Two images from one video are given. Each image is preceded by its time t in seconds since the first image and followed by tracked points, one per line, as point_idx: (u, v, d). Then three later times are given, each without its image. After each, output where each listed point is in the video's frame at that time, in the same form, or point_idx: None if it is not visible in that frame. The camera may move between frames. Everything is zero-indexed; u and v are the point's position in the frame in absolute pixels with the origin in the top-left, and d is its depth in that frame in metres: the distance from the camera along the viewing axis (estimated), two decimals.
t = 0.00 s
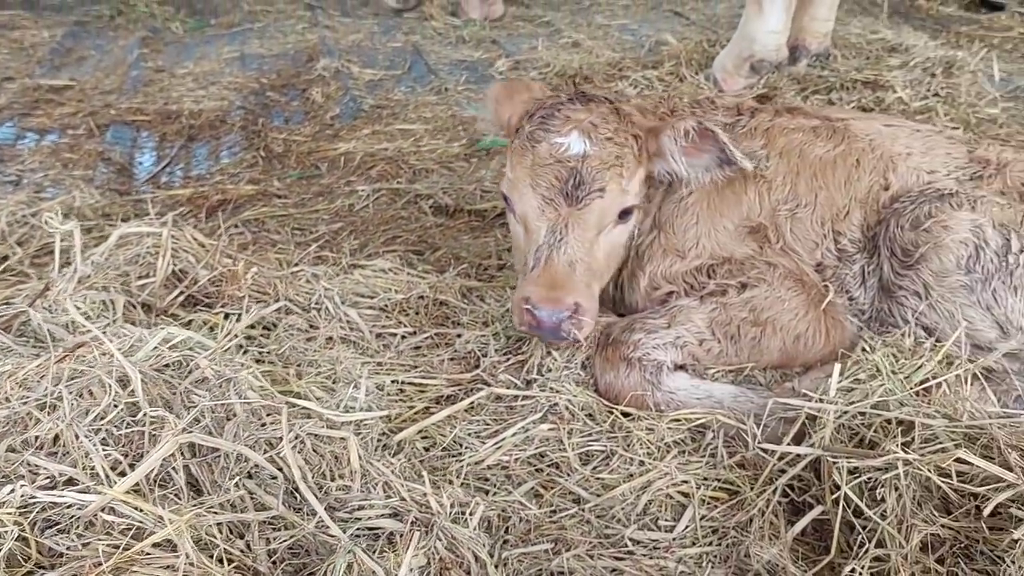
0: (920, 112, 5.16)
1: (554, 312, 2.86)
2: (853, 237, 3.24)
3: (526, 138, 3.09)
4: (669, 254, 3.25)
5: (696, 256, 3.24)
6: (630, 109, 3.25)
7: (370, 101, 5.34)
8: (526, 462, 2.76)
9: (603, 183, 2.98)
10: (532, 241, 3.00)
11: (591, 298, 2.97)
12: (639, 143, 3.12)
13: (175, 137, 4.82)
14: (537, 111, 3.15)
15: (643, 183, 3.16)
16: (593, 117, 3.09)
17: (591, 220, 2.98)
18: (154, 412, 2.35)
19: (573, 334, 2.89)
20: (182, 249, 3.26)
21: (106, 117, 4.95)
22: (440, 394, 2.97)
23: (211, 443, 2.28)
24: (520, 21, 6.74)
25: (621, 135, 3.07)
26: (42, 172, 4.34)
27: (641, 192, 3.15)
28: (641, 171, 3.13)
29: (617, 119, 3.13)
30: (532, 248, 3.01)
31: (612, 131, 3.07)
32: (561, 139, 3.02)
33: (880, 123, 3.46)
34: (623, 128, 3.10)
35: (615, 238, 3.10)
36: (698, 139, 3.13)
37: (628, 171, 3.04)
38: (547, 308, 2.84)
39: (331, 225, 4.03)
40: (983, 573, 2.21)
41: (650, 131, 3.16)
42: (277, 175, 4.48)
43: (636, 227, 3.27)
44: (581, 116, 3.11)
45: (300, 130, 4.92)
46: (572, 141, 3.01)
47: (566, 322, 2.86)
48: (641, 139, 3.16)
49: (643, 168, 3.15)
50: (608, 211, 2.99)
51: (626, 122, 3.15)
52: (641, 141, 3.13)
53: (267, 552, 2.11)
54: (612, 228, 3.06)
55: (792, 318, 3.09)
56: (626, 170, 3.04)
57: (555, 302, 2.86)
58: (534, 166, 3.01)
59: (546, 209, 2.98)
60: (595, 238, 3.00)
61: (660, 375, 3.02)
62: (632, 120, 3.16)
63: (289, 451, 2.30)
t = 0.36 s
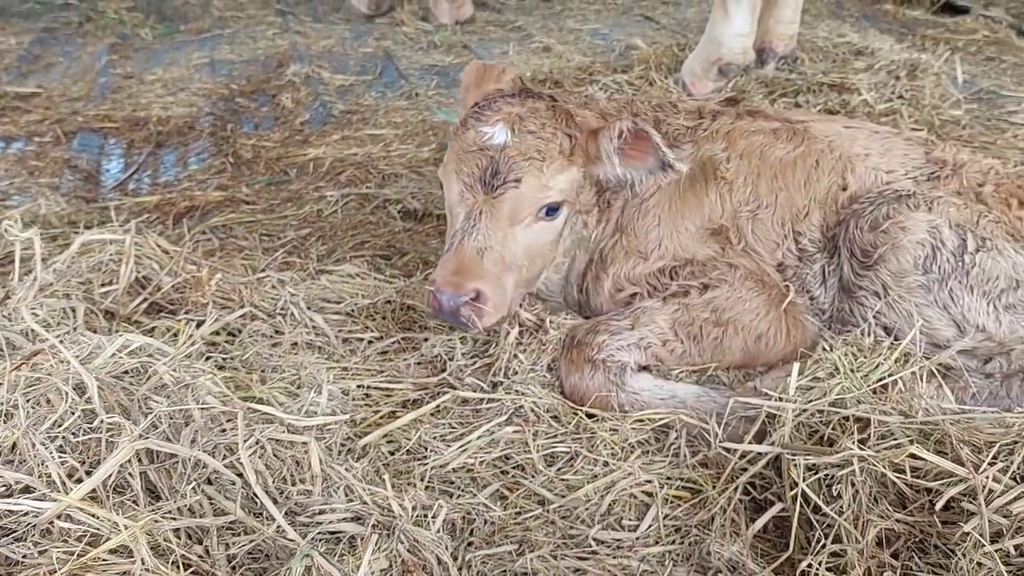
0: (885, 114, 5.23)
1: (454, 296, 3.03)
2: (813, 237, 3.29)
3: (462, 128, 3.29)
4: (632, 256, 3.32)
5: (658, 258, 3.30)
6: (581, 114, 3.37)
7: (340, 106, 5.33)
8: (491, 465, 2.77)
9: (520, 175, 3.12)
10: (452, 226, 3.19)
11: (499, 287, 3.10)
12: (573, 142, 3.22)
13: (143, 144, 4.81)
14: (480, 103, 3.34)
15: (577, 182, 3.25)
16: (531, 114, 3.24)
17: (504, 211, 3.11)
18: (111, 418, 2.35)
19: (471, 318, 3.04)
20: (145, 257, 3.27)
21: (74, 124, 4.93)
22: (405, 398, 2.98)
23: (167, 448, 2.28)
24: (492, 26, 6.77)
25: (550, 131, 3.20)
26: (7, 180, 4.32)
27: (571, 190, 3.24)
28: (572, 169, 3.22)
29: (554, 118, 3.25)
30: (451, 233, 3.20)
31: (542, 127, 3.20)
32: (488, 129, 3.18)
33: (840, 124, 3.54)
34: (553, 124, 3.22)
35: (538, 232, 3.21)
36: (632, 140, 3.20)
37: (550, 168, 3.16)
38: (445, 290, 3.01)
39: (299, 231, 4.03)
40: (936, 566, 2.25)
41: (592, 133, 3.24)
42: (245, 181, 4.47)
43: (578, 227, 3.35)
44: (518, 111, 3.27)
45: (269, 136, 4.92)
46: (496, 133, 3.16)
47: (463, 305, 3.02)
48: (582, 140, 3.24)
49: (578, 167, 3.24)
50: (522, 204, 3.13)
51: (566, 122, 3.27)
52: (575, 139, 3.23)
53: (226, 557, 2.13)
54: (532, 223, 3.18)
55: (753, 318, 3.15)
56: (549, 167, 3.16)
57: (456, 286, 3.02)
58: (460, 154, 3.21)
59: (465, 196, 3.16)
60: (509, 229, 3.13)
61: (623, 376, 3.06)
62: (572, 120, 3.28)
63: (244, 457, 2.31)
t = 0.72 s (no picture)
0: (852, 118, 5.31)
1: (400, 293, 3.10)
2: (776, 240, 3.34)
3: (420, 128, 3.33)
4: (600, 259, 3.36)
5: (626, 261, 3.34)
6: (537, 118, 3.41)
7: (314, 111, 5.34)
8: (459, 466, 2.78)
9: (471, 179, 3.16)
10: (403, 226, 3.25)
11: (446, 287, 3.19)
12: (526, 147, 3.28)
13: (115, 149, 4.80)
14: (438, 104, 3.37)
15: (528, 187, 3.33)
16: (485, 118, 3.27)
17: (454, 213, 3.17)
18: (72, 425, 2.37)
19: (416, 315, 3.11)
20: (113, 263, 3.28)
21: (45, 129, 4.91)
22: (374, 400, 2.99)
23: (128, 453, 2.29)
24: (466, 31, 6.81)
25: (503, 135, 3.24)
26: None
27: (522, 195, 3.32)
28: (524, 175, 3.29)
29: (508, 122, 3.29)
30: (403, 232, 3.26)
31: (496, 131, 3.24)
32: (441, 131, 3.21)
33: (804, 130, 3.61)
34: (506, 130, 3.25)
35: (488, 235, 3.29)
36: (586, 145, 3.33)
37: (502, 173, 3.21)
38: (391, 288, 3.08)
39: (271, 235, 4.03)
40: (893, 562, 2.29)
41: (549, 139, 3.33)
42: (217, 186, 4.47)
43: (529, 231, 3.43)
44: (473, 114, 3.30)
45: (242, 141, 4.92)
46: (448, 136, 3.19)
47: (407, 302, 3.09)
48: (537, 146, 3.31)
49: (531, 173, 3.31)
50: (473, 207, 3.19)
51: (520, 127, 3.31)
52: (529, 144, 3.29)
53: (189, 561, 2.15)
54: (482, 226, 3.25)
55: (719, 320, 3.19)
56: (501, 172, 3.21)
57: (402, 284, 3.10)
58: (414, 155, 3.25)
59: (416, 197, 3.21)
60: (457, 231, 3.19)
61: (591, 377, 3.09)
62: (528, 124, 3.33)
63: (204, 461, 2.31)
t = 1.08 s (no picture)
0: (822, 121, 5.37)
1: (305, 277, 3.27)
2: (742, 243, 3.37)
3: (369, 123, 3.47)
4: (569, 262, 3.36)
5: (595, 264, 3.35)
6: (482, 122, 3.43)
7: (287, 115, 5.32)
8: (426, 470, 2.78)
9: (383, 174, 3.22)
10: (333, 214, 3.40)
11: (350, 278, 3.29)
12: (451, 148, 3.30)
13: (84, 153, 4.76)
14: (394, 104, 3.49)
15: (453, 189, 3.34)
16: (419, 118, 3.33)
17: (364, 206, 3.25)
18: (26, 432, 2.30)
19: (315, 299, 3.26)
20: (77, 268, 3.26)
21: (13, 133, 4.87)
22: (341, 404, 2.99)
23: (85, 461, 2.23)
24: (441, 35, 6.81)
25: (427, 134, 3.28)
26: None
27: (444, 197, 3.32)
28: (446, 176, 3.30)
29: (441, 123, 3.33)
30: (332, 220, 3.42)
31: (423, 131, 3.29)
32: (371, 125, 3.32)
33: (771, 133, 3.64)
34: (434, 129, 3.30)
35: (404, 233, 3.32)
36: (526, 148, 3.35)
37: (416, 171, 3.24)
38: (297, 273, 3.27)
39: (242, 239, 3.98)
40: (852, 561, 2.31)
41: (483, 144, 3.34)
42: (187, 190, 4.44)
43: (460, 234, 3.42)
44: (413, 112, 3.38)
45: (213, 144, 4.89)
46: (376, 131, 3.29)
47: (308, 287, 3.25)
48: (468, 151, 3.32)
49: (458, 175, 3.33)
50: (381, 202, 3.24)
51: (453, 129, 3.33)
52: (454, 146, 3.30)
53: (147, 568, 2.15)
54: (394, 222, 3.29)
55: (685, 322, 3.22)
56: (415, 170, 3.24)
57: (306, 270, 3.27)
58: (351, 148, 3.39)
59: (343, 187, 3.35)
60: (369, 225, 3.26)
61: (559, 380, 3.10)
62: (465, 127, 3.35)
63: (159, 467, 2.28)
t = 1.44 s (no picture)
0: (797, 124, 5.41)
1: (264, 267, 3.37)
2: (714, 245, 3.39)
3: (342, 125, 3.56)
4: (544, 266, 3.37)
5: (569, 267, 3.35)
6: (443, 124, 3.44)
7: (263, 119, 5.30)
8: (398, 475, 2.78)
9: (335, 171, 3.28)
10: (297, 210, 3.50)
11: (303, 272, 3.37)
12: (405, 149, 3.33)
13: (58, 158, 4.73)
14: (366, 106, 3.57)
15: (407, 190, 3.35)
16: (377, 118, 3.37)
17: (318, 202, 3.33)
18: None
19: (268, 291, 3.38)
20: (47, 275, 3.24)
21: None
22: (313, 410, 2.98)
23: (48, 470, 2.23)
24: (420, 38, 6.81)
25: (381, 135, 3.31)
26: None
27: (397, 197, 3.34)
28: (399, 176, 3.32)
29: (398, 124, 3.37)
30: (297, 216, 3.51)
31: (378, 131, 3.33)
32: (334, 125, 3.38)
33: (742, 135, 3.67)
34: (391, 130, 3.34)
35: (357, 231, 3.36)
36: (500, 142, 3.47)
37: (367, 170, 3.28)
38: (255, 265, 3.40)
39: (215, 244, 3.95)
40: (818, 562, 2.34)
41: (445, 144, 3.38)
42: (162, 195, 4.43)
43: (416, 234, 3.44)
44: (378, 112, 3.42)
45: (188, 149, 4.88)
46: (336, 131, 3.36)
47: (263, 279, 3.37)
48: (423, 153, 3.36)
49: (412, 176, 3.34)
50: (332, 198, 3.29)
51: (411, 131, 3.36)
52: (408, 146, 3.33)
53: None
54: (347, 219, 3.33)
55: (657, 325, 3.23)
56: (366, 169, 3.28)
57: (263, 263, 3.38)
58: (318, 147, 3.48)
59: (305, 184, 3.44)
60: (322, 221, 3.33)
61: (532, 384, 3.11)
62: (423, 128, 3.38)
63: (123, 475, 2.29)
